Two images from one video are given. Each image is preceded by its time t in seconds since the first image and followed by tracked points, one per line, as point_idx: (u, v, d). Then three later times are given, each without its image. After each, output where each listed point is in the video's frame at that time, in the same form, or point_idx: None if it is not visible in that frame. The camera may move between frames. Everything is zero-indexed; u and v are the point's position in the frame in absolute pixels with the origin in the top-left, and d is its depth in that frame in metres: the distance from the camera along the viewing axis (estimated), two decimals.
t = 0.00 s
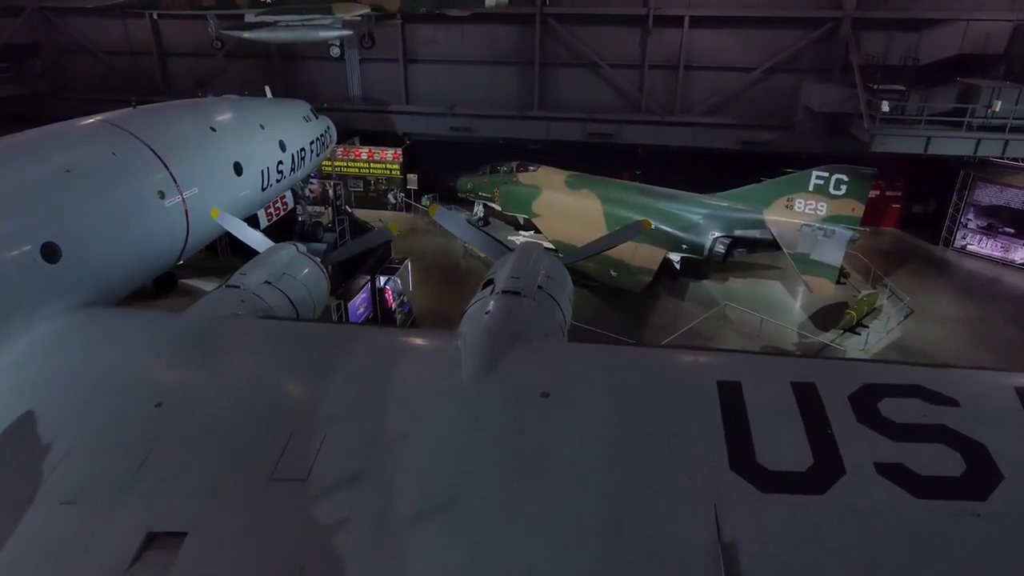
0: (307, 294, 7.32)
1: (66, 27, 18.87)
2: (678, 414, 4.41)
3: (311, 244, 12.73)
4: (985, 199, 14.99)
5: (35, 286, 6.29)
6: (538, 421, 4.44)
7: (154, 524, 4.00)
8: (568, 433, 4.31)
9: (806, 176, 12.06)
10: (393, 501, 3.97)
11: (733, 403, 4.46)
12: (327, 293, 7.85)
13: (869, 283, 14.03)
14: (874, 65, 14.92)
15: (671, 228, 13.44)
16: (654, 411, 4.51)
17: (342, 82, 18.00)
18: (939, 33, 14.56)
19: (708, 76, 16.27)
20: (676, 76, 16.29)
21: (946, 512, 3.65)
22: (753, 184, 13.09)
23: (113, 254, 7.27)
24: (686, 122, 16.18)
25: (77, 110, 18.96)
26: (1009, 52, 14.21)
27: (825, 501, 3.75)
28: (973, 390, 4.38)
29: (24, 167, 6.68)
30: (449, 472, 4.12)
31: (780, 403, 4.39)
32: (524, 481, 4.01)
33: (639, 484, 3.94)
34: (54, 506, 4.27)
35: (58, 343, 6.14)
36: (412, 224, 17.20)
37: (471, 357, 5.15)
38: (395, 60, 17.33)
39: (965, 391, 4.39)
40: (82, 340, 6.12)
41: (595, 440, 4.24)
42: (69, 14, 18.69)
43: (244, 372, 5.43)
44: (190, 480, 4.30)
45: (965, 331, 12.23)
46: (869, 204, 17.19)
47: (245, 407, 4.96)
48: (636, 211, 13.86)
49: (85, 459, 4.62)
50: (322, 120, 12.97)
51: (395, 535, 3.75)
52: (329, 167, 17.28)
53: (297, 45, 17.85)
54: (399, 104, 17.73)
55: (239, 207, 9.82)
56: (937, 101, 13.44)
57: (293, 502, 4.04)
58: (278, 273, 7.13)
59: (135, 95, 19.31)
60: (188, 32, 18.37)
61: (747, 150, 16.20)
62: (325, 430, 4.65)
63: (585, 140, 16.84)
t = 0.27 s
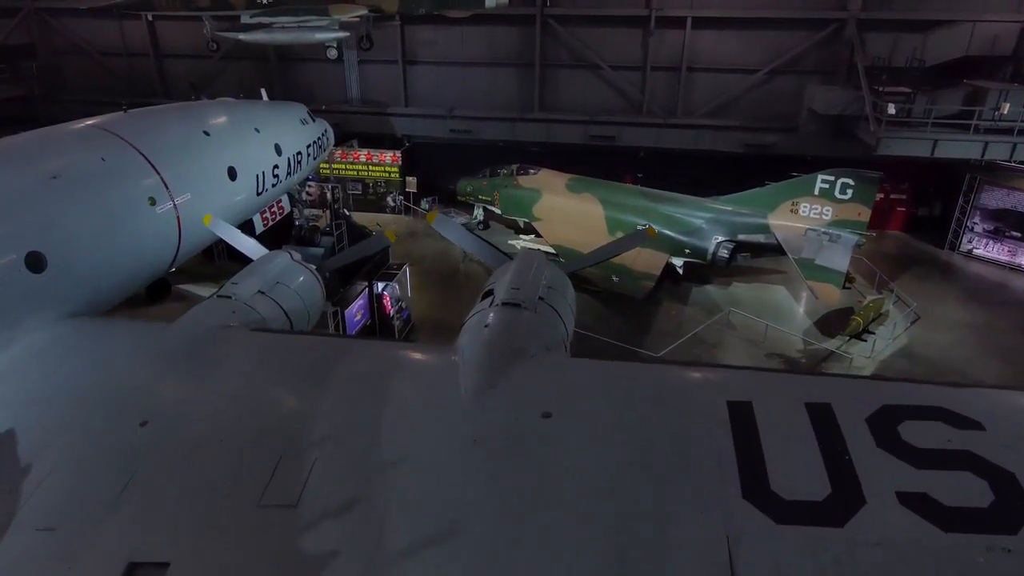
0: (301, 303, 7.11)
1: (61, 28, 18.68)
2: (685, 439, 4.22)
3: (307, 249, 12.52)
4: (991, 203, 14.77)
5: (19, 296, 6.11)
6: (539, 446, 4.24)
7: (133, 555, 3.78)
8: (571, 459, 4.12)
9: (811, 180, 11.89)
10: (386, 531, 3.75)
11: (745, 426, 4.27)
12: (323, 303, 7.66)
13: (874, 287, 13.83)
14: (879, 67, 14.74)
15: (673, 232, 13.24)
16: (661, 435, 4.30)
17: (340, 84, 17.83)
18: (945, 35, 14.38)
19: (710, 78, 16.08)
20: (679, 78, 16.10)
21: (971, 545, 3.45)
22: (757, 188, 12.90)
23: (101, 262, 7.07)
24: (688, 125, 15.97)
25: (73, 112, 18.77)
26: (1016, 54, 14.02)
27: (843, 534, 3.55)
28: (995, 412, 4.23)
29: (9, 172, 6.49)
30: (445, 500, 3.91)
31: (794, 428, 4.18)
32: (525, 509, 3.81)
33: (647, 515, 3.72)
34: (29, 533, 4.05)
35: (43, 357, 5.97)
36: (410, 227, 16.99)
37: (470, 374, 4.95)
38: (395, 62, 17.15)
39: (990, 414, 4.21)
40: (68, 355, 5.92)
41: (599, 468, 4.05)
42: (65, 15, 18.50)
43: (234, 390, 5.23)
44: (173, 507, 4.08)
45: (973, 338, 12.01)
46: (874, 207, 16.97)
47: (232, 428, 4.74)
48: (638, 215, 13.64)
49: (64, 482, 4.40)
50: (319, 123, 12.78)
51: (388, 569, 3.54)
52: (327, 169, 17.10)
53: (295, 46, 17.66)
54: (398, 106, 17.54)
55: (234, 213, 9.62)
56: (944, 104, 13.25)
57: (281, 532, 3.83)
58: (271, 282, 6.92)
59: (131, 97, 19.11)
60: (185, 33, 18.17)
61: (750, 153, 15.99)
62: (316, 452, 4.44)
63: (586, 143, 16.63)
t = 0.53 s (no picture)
0: (296, 313, 6.92)
1: (56, 29, 18.47)
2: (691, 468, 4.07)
3: (305, 254, 12.35)
4: (997, 207, 14.72)
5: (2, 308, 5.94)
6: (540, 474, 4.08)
7: None
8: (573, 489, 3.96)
9: (816, 185, 11.68)
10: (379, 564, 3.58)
11: (759, 452, 4.16)
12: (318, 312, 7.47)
13: (879, 293, 13.63)
14: (884, 69, 14.56)
15: (676, 237, 13.06)
16: (666, 463, 4.13)
17: (339, 86, 17.67)
18: (951, 37, 14.21)
19: (713, 80, 15.90)
20: (680, 81, 15.94)
21: None
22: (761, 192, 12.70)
23: (90, 271, 6.90)
24: (689, 127, 15.77)
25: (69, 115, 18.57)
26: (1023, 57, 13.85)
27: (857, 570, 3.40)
28: (1014, 439, 4.07)
29: None
30: (442, 531, 3.74)
31: (810, 455, 4.08)
32: (524, 542, 3.64)
33: (652, 549, 3.56)
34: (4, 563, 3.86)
35: (27, 371, 5.79)
36: (409, 231, 16.79)
37: (470, 394, 4.78)
38: (394, 64, 16.98)
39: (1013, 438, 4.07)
40: (53, 371, 5.75)
41: (602, 499, 3.89)
42: (60, 16, 18.30)
43: (223, 409, 5.06)
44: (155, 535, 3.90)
45: (981, 345, 11.82)
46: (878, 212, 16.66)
47: (221, 450, 4.58)
48: (640, 220, 13.44)
49: (43, 507, 4.22)
50: (316, 127, 12.61)
51: None
52: (325, 173, 16.91)
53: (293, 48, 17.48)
54: (397, 109, 17.37)
55: (228, 219, 9.44)
56: (950, 107, 13.09)
57: (269, 564, 3.66)
58: (264, 292, 6.73)
59: (127, 99, 18.91)
60: (182, 35, 17.97)
61: (753, 156, 15.81)
62: (307, 477, 4.27)
63: (587, 146, 16.43)
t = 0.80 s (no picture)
0: (289, 324, 6.71)
1: (52, 30, 18.30)
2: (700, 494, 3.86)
3: (301, 259, 12.15)
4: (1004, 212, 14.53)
5: None
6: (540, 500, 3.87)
7: None
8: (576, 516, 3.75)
9: (822, 190, 11.47)
10: None
11: (773, 481, 3.95)
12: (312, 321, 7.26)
13: (885, 298, 13.43)
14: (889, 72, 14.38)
15: (679, 242, 12.86)
16: (674, 492, 3.91)
17: (338, 88, 17.51)
18: (957, 39, 14.03)
19: (715, 82, 15.72)
20: (683, 83, 15.77)
21: None
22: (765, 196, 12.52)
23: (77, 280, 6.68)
24: (692, 130, 15.57)
25: (65, 117, 18.39)
26: None
27: None
28: None
29: None
30: (437, 565, 3.52)
31: (827, 485, 3.88)
32: None
33: None
34: None
35: (10, 387, 5.58)
36: (408, 234, 16.59)
37: (468, 412, 4.56)
38: (393, 66, 16.82)
39: None
40: (34, 386, 5.53)
41: (606, 527, 3.68)
42: (56, 17, 18.13)
43: (210, 428, 4.85)
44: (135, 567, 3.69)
45: (990, 353, 11.59)
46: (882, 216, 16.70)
47: (205, 474, 4.36)
48: (642, 224, 13.22)
49: (19, 536, 4.01)
50: (313, 129, 12.44)
51: None
52: (323, 176, 16.72)
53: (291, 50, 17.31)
54: (396, 111, 17.18)
55: (220, 226, 9.26)
56: (956, 110, 12.90)
57: None
58: (256, 302, 6.52)
59: (123, 101, 18.72)
60: (178, 36, 17.79)
61: (756, 159, 15.61)
62: (297, 504, 4.06)
63: (589, 149, 16.19)
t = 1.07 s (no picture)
0: (283, 335, 6.49)
1: (48, 32, 18.11)
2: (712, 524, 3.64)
3: (298, 266, 11.96)
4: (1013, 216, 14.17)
5: None
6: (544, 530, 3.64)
7: None
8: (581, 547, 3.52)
9: (828, 194, 11.30)
10: None
11: (789, 510, 3.73)
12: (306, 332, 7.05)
13: (891, 303, 13.24)
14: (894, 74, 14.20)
15: (682, 247, 12.65)
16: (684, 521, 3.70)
17: (336, 90, 17.33)
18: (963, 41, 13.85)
19: (718, 85, 15.54)
20: (685, 85, 15.59)
21: None
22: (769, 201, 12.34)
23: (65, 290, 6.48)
24: (695, 133, 15.36)
25: (61, 119, 18.19)
26: None
27: None
28: None
29: None
30: None
31: (847, 515, 3.67)
32: None
33: None
34: None
35: None
36: (407, 238, 16.39)
37: (468, 435, 4.35)
38: (392, 68, 16.65)
39: None
40: (17, 403, 5.32)
41: (614, 560, 3.44)
42: (52, 18, 17.95)
43: (197, 447, 4.63)
44: None
45: (999, 361, 11.37)
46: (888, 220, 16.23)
47: (190, 500, 4.13)
48: (645, 229, 13.00)
49: None
50: (310, 133, 12.27)
51: None
52: (320, 179, 16.53)
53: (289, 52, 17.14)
54: (395, 114, 17.00)
55: (212, 232, 9.08)
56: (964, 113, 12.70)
57: None
58: (248, 314, 6.31)
59: (119, 103, 18.53)
60: (174, 37, 17.59)
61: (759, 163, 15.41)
62: (285, 533, 3.83)
63: (590, 152, 16.02)
